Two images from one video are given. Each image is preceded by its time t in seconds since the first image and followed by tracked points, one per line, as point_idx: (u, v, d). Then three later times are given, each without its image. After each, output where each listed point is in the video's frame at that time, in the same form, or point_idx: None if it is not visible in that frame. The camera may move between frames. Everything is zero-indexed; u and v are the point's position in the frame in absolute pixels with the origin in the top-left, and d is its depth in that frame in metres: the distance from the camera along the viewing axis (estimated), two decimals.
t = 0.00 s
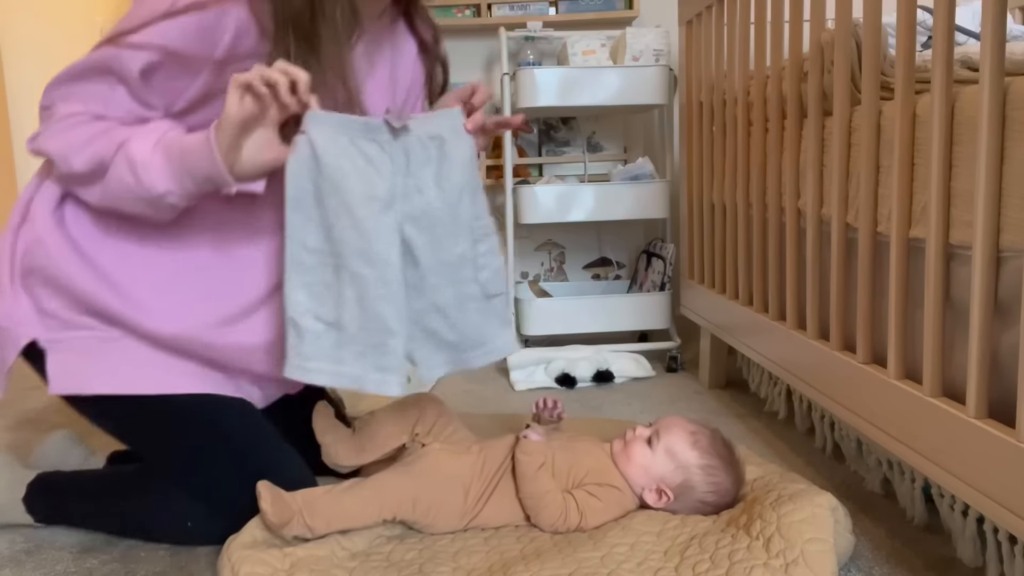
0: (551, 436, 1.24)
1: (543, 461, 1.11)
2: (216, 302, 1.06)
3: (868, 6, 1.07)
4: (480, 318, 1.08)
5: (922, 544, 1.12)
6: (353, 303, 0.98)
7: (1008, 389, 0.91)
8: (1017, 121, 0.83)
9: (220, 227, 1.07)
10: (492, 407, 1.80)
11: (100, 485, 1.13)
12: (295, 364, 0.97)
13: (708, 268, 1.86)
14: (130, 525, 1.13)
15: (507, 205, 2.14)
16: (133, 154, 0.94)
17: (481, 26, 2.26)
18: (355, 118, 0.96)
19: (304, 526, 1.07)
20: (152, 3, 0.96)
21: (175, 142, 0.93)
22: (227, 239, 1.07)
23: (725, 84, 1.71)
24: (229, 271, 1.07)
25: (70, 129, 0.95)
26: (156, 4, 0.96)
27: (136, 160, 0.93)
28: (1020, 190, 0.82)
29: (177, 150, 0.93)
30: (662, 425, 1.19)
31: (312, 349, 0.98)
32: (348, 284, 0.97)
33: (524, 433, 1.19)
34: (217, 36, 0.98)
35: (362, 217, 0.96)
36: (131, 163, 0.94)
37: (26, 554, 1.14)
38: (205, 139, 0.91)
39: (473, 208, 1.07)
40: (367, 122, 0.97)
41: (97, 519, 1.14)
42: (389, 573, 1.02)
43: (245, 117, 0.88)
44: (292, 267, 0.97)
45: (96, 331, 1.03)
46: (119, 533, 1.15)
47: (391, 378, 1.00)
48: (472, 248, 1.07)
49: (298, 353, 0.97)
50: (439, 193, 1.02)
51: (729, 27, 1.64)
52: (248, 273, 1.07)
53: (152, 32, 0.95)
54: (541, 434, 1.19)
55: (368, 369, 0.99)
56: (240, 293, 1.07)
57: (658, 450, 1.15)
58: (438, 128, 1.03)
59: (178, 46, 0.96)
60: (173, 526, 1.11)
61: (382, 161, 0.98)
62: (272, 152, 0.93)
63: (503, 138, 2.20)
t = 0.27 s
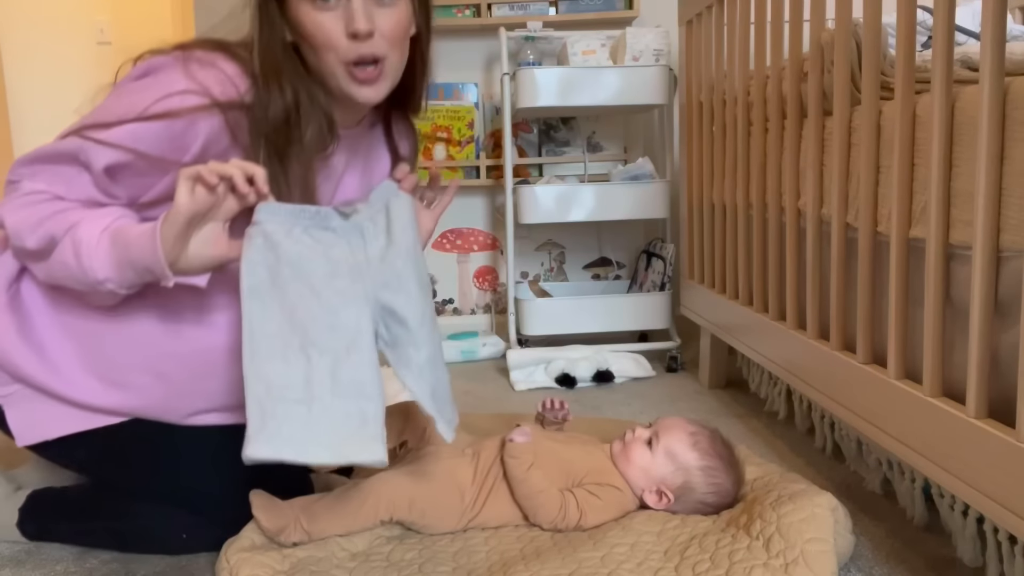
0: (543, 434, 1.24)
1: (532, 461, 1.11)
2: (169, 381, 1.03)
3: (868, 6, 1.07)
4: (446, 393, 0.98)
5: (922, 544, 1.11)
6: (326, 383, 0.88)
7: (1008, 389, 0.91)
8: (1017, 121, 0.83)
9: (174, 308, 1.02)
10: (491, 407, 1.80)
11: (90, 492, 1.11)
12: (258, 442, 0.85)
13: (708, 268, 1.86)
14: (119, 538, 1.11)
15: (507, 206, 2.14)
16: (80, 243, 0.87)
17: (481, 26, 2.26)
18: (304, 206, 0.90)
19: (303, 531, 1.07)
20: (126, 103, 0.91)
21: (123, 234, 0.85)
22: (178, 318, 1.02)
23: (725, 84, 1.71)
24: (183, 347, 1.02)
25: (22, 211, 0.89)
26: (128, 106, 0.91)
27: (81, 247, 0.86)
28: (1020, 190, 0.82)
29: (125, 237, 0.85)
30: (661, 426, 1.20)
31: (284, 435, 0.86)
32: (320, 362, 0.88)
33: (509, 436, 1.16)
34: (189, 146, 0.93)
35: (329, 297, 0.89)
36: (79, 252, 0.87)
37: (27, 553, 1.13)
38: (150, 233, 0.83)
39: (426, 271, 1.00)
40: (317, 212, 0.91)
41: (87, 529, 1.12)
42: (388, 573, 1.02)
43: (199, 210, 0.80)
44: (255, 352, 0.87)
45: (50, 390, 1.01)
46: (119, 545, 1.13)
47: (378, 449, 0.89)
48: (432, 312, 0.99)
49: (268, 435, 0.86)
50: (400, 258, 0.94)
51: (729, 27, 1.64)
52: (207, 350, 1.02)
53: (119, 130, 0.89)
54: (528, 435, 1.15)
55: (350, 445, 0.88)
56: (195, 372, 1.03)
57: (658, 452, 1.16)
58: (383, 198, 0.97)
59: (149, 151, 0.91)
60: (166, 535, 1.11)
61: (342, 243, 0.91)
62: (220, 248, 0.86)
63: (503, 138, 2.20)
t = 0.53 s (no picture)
0: (538, 434, 1.24)
1: (525, 463, 1.11)
2: (149, 416, 1.07)
3: (868, 6, 1.07)
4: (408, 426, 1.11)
5: (922, 544, 1.11)
6: (298, 430, 1.01)
7: (1008, 389, 0.91)
8: (1017, 121, 0.82)
9: (158, 345, 1.06)
10: (492, 407, 1.80)
11: (80, 493, 1.09)
12: (235, 479, 1.01)
13: (708, 268, 1.86)
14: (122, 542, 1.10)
15: (507, 205, 2.14)
16: (63, 285, 0.90)
17: (481, 26, 2.26)
18: (298, 258, 0.96)
19: (303, 530, 1.08)
20: (114, 152, 0.97)
21: (105, 278, 0.89)
22: (159, 356, 1.06)
23: (725, 84, 1.71)
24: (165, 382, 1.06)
25: (8, 255, 0.93)
26: (116, 154, 0.97)
27: (63, 288, 0.90)
28: (1021, 190, 0.82)
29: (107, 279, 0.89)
30: (660, 425, 1.19)
31: (258, 474, 1.01)
32: (295, 414, 1.00)
33: (503, 437, 1.15)
34: (174, 192, 0.99)
35: (311, 353, 0.98)
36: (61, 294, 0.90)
37: (26, 553, 1.13)
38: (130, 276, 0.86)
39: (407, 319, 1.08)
40: (310, 264, 0.97)
41: (84, 533, 1.11)
42: (388, 573, 1.02)
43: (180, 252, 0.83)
44: (236, 400, 0.99)
45: (34, 423, 1.05)
46: (104, 548, 1.11)
47: (327, 488, 1.03)
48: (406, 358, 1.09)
49: (242, 475, 1.01)
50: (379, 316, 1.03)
51: (728, 27, 1.64)
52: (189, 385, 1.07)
53: (106, 177, 0.95)
54: (521, 438, 1.13)
55: (309, 481, 1.02)
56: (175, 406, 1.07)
57: (657, 452, 1.15)
58: (376, 251, 1.02)
59: (135, 198, 0.96)
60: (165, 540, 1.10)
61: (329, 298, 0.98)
62: (203, 291, 0.88)
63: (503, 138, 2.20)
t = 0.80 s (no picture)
0: (536, 433, 1.24)
1: (529, 458, 1.13)
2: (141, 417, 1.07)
3: (868, 6, 1.07)
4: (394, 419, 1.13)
5: (922, 544, 1.11)
6: (282, 422, 1.03)
7: (1008, 389, 0.91)
8: (1017, 120, 0.83)
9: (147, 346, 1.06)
10: (492, 407, 1.80)
11: (76, 495, 1.09)
12: (218, 466, 1.04)
13: (707, 268, 1.86)
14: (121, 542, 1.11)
15: (507, 205, 2.14)
16: (55, 282, 0.90)
17: (481, 26, 2.26)
18: (288, 257, 0.99)
19: (303, 532, 1.08)
20: (108, 149, 0.98)
21: (97, 273, 0.89)
22: (150, 357, 1.06)
23: (725, 84, 1.71)
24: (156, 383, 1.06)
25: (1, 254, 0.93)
26: (110, 151, 0.97)
27: (55, 285, 0.89)
28: (1021, 189, 0.82)
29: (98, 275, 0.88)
30: (659, 426, 1.19)
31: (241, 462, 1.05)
32: (280, 407, 1.03)
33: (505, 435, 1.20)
34: (167, 188, 0.99)
35: (300, 348, 1.01)
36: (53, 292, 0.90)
37: (26, 553, 1.13)
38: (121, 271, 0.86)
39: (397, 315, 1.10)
40: (300, 263, 0.99)
41: (85, 532, 1.11)
42: (389, 573, 1.02)
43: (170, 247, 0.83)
44: (222, 391, 1.02)
45: (31, 426, 1.05)
46: (103, 547, 1.12)
47: (309, 476, 1.06)
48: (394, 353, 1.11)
49: (226, 463, 1.04)
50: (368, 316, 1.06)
51: (728, 27, 1.64)
52: (180, 386, 1.07)
53: (100, 173, 0.94)
54: (524, 435, 1.19)
55: (289, 470, 1.05)
56: (166, 408, 1.07)
57: (657, 453, 1.15)
58: (364, 249, 1.04)
59: (129, 194, 0.96)
60: (166, 539, 1.11)
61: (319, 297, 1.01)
62: (191, 288, 0.88)
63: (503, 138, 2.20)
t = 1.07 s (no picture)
0: (539, 430, 1.23)
1: (531, 451, 1.12)
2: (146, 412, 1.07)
3: (868, 6, 1.07)
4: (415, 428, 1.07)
5: (922, 544, 1.12)
6: (304, 424, 0.98)
7: (1008, 389, 0.91)
8: (1017, 121, 0.83)
9: (152, 342, 1.06)
10: (492, 407, 1.80)
11: (77, 494, 1.09)
12: (240, 489, 0.96)
13: (708, 268, 1.86)
14: (120, 543, 1.11)
15: (507, 205, 2.14)
16: (60, 271, 0.90)
17: (481, 26, 2.26)
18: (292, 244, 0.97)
19: (302, 533, 1.08)
20: (115, 141, 0.98)
21: (103, 262, 0.89)
22: (156, 355, 1.06)
23: (725, 83, 1.71)
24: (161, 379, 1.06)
25: (7, 244, 0.93)
26: (116, 143, 0.97)
27: (60, 274, 0.89)
28: (1020, 190, 0.82)
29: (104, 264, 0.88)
30: (658, 428, 1.18)
31: (267, 478, 0.97)
32: (301, 406, 0.98)
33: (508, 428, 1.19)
34: (172, 181, 0.99)
35: (310, 340, 0.97)
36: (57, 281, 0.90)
37: (26, 552, 1.13)
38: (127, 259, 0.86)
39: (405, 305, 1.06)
40: (304, 248, 0.97)
41: (84, 533, 1.11)
42: (388, 573, 1.02)
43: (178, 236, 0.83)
44: (238, 397, 0.97)
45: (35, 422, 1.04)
46: (104, 547, 1.12)
47: (342, 492, 0.99)
48: (408, 347, 1.07)
49: (250, 481, 0.97)
50: (379, 301, 1.01)
51: (728, 27, 1.64)
52: (186, 383, 1.07)
53: (106, 164, 0.95)
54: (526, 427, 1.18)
55: (320, 487, 0.98)
56: (170, 403, 1.07)
57: (656, 455, 1.15)
58: (368, 236, 1.02)
59: (135, 185, 0.96)
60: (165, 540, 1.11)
61: (326, 284, 0.97)
62: (195, 278, 0.87)
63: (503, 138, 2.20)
